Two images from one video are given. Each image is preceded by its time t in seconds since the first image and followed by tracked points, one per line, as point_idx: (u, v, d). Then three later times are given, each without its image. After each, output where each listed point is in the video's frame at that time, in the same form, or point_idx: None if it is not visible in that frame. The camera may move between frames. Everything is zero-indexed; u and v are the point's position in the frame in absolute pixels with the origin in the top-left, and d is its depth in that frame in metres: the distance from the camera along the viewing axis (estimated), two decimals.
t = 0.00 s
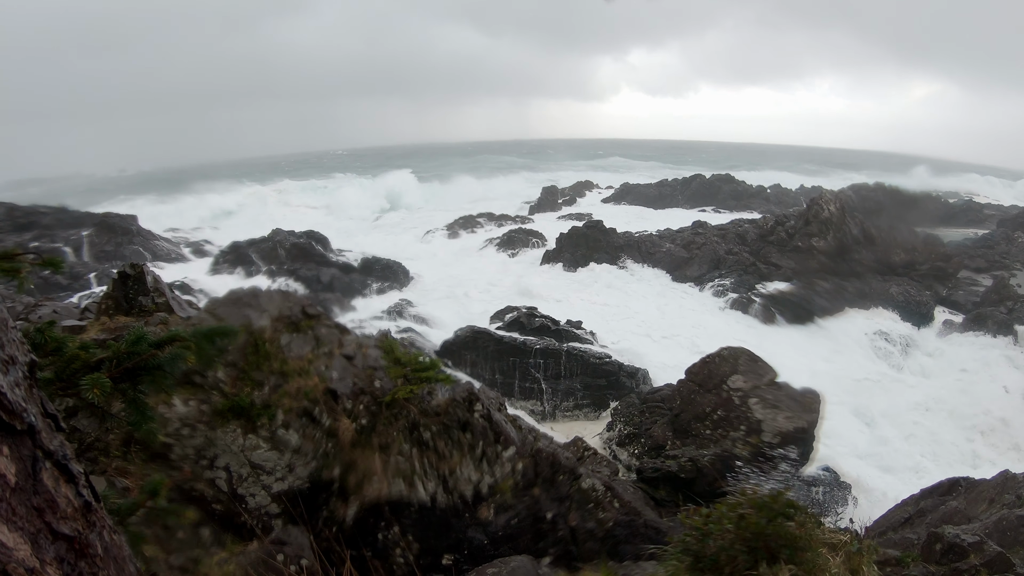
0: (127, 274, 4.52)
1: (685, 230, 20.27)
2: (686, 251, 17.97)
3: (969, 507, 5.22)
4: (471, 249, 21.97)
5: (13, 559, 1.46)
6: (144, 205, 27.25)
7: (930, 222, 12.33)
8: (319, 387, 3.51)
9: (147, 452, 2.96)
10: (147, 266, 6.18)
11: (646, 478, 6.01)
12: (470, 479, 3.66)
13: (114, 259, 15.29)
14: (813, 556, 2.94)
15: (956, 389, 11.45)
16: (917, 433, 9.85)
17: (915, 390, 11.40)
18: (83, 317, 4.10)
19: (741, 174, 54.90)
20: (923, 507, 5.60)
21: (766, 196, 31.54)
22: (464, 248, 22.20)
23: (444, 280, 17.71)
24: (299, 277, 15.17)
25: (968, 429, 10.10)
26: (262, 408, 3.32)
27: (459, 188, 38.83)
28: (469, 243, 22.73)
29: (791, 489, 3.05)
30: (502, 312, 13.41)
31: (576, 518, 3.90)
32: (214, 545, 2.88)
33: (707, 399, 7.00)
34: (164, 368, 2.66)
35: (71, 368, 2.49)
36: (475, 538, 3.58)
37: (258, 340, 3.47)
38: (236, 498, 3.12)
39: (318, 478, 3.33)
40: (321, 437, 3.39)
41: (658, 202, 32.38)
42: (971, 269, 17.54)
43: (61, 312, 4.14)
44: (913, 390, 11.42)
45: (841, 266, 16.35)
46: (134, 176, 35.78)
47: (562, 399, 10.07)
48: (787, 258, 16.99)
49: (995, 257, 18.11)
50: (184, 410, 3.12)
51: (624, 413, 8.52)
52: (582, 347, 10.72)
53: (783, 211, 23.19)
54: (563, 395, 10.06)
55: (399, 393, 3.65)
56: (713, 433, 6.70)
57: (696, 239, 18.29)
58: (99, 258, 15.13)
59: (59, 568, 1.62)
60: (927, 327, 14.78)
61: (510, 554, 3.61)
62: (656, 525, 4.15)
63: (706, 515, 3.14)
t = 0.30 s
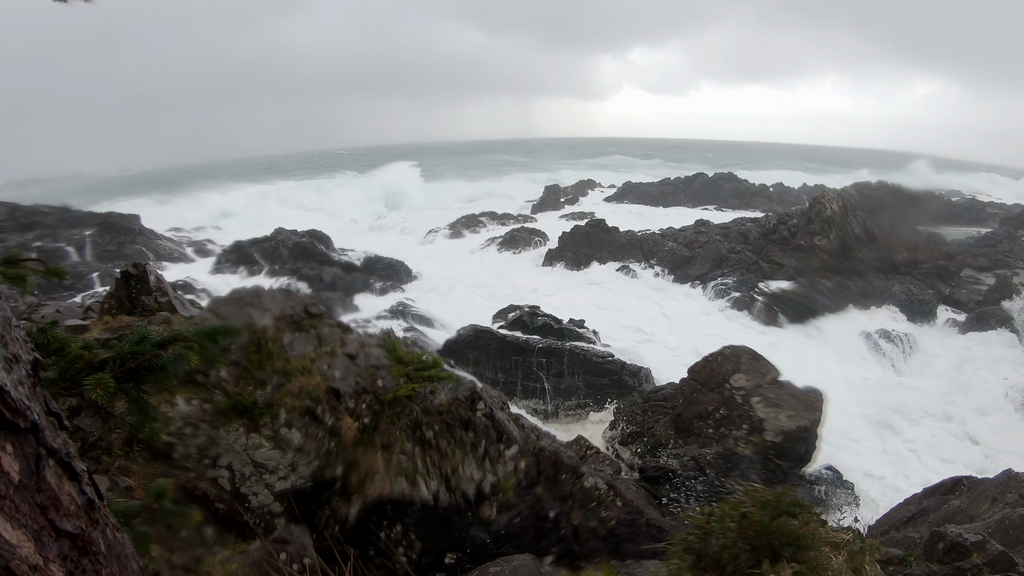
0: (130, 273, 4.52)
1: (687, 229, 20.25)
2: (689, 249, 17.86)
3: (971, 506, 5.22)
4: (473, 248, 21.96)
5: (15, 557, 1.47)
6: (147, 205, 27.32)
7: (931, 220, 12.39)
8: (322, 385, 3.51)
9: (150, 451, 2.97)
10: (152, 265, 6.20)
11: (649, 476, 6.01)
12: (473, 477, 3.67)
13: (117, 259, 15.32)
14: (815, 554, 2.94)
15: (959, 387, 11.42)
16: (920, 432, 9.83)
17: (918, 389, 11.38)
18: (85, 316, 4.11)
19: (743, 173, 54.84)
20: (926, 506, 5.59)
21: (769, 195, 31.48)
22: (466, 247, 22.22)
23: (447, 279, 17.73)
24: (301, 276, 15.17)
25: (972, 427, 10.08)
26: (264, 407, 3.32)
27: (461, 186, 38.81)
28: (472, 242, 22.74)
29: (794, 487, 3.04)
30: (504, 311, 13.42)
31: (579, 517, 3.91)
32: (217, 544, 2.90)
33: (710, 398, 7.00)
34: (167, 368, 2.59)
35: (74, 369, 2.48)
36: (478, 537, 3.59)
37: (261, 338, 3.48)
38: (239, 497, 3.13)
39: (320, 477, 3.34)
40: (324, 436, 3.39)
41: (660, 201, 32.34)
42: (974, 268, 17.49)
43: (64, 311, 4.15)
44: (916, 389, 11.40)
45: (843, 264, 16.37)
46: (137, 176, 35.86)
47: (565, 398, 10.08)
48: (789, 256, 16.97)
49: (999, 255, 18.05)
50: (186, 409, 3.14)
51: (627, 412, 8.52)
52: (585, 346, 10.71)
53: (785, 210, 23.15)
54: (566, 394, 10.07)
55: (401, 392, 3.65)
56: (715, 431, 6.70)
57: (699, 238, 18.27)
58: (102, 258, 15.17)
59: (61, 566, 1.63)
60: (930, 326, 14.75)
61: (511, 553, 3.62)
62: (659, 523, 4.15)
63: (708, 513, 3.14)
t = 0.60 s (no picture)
0: (131, 274, 4.53)
1: (688, 228, 20.23)
2: (690, 248, 17.69)
3: (972, 505, 5.21)
4: (474, 247, 21.95)
5: (14, 556, 1.47)
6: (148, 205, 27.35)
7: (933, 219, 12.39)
8: (324, 385, 3.52)
9: (151, 451, 2.97)
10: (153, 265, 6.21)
11: (649, 475, 6.00)
12: (474, 477, 3.67)
13: (119, 259, 15.34)
14: (816, 554, 2.94)
15: (960, 386, 11.40)
16: (921, 432, 9.81)
17: (919, 389, 11.35)
18: (87, 316, 4.11)
19: (743, 172, 54.79)
20: (927, 505, 5.59)
21: (770, 194, 31.44)
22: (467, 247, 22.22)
23: (448, 279, 17.74)
24: (302, 275, 15.17)
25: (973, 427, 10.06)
26: (266, 406, 3.33)
27: (462, 185, 38.78)
28: (473, 241, 22.75)
29: (795, 487, 3.05)
30: (505, 310, 13.43)
31: (580, 516, 3.91)
32: (218, 543, 2.90)
33: (711, 398, 7.02)
34: (164, 356, 2.57)
35: (70, 362, 2.43)
36: (479, 537, 3.59)
37: (262, 338, 3.49)
38: (240, 497, 3.12)
39: (322, 477, 3.35)
40: (325, 435, 3.40)
41: (661, 200, 32.31)
42: (976, 267, 17.46)
43: (65, 311, 4.15)
44: (918, 388, 11.38)
45: (845, 263, 16.36)
46: (138, 176, 35.90)
47: (566, 397, 10.09)
48: (791, 255, 16.96)
49: (1000, 254, 18.02)
50: (188, 408, 3.15)
51: (628, 411, 8.52)
52: (586, 345, 10.72)
53: (786, 209, 23.12)
54: (567, 393, 10.08)
55: (402, 391, 3.65)
56: (717, 431, 6.69)
57: (700, 237, 18.25)
58: (103, 258, 15.20)
59: (61, 565, 1.64)
60: (931, 325, 14.72)
61: (513, 552, 3.62)
62: (661, 523, 4.14)
63: (709, 513, 3.14)
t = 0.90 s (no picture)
0: (132, 274, 4.52)
1: (689, 228, 20.22)
2: (690, 248, 17.71)
3: (972, 505, 5.21)
4: (474, 247, 21.95)
5: (14, 556, 1.48)
6: (149, 206, 27.37)
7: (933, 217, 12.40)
8: (324, 385, 3.52)
9: (151, 451, 2.97)
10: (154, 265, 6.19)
11: (650, 476, 6.00)
12: (474, 477, 3.67)
13: (119, 259, 15.34)
14: (817, 554, 2.94)
15: (960, 387, 11.40)
16: (922, 432, 9.80)
17: (920, 389, 11.33)
18: (88, 317, 4.11)
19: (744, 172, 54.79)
20: (928, 505, 5.59)
21: (770, 194, 31.42)
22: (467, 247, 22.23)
23: (448, 279, 17.74)
24: (303, 276, 15.16)
25: (974, 427, 10.05)
26: (266, 407, 3.33)
27: (462, 185, 38.79)
28: (473, 242, 22.76)
29: (795, 488, 3.05)
30: (506, 310, 13.43)
31: (580, 517, 3.91)
32: (219, 544, 2.90)
33: (712, 398, 7.03)
34: (163, 353, 2.57)
35: (68, 359, 2.43)
36: (479, 537, 3.59)
37: (263, 338, 3.50)
38: (240, 496, 3.13)
39: (322, 477, 3.35)
40: (326, 436, 3.40)
41: (661, 200, 32.30)
42: (976, 267, 17.44)
43: (66, 312, 4.15)
44: (918, 388, 11.37)
45: (845, 264, 16.36)
46: (139, 176, 35.93)
47: (566, 397, 10.09)
48: (791, 255, 16.96)
49: (1001, 254, 17.99)
50: (189, 408, 3.15)
51: (629, 411, 8.51)
52: (586, 345, 10.72)
53: (787, 209, 23.10)
54: (567, 393, 10.08)
55: (403, 391, 3.65)
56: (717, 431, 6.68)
57: (700, 237, 18.24)
58: (103, 258, 15.18)
59: (61, 565, 1.64)
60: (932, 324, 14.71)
61: (513, 552, 3.62)
62: (661, 523, 4.14)
63: (710, 513, 3.14)
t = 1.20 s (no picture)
0: (131, 275, 4.54)
1: (688, 228, 20.20)
2: (690, 248, 17.69)
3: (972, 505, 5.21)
4: (474, 247, 21.93)
5: (11, 555, 1.47)
6: (149, 206, 27.35)
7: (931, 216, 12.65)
8: (324, 385, 3.52)
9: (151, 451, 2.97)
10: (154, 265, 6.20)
11: (649, 475, 6.01)
12: (474, 477, 3.66)
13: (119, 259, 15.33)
14: (818, 553, 2.94)
15: (961, 387, 11.38)
16: (922, 432, 9.79)
17: (920, 389, 11.32)
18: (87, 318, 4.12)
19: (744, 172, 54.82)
20: (928, 504, 5.59)
21: (770, 194, 31.43)
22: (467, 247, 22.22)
23: (448, 279, 17.75)
24: (303, 276, 15.15)
25: (974, 427, 10.06)
26: (266, 407, 3.33)
27: (461, 185, 38.76)
28: (473, 241, 22.76)
29: (796, 487, 3.05)
30: (506, 310, 13.42)
31: (581, 517, 3.91)
32: (218, 544, 2.90)
33: (712, 398, 7.02)
34: (151, 329, 2.51)
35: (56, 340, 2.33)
36: (479, 537, 3.58)
37: (263, 338, 3.50)
38: (240, 496, 3.13)
39: (322, 477, 3.35)
40: (326, 436, 3.41)
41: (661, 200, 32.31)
42: (976, 267, 17.43)
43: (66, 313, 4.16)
44: (919, 388, 11.36)
45: (845, 264, 16.36)
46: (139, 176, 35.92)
47: (566, 397, 10.08)
48: (791, 255, 16.92)
49: (1000, 254, 18.00)
50: (188, 408, 3.15)
51: (628, 411, 8.47)
52: (586, 345, 10.74)
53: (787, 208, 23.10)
54: (566, 393, 10.08)
55: (403, 391, 3.65)
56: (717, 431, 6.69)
57: (700, 237, 18.21)
58: (103, 257, 15.16)
59: (58, 564, 1.64)
60: (932, 324, 14.70)
61: (513, 552, 3.62)
62: (661, 523, 4.15)
63: (709, 513, 3.15)
